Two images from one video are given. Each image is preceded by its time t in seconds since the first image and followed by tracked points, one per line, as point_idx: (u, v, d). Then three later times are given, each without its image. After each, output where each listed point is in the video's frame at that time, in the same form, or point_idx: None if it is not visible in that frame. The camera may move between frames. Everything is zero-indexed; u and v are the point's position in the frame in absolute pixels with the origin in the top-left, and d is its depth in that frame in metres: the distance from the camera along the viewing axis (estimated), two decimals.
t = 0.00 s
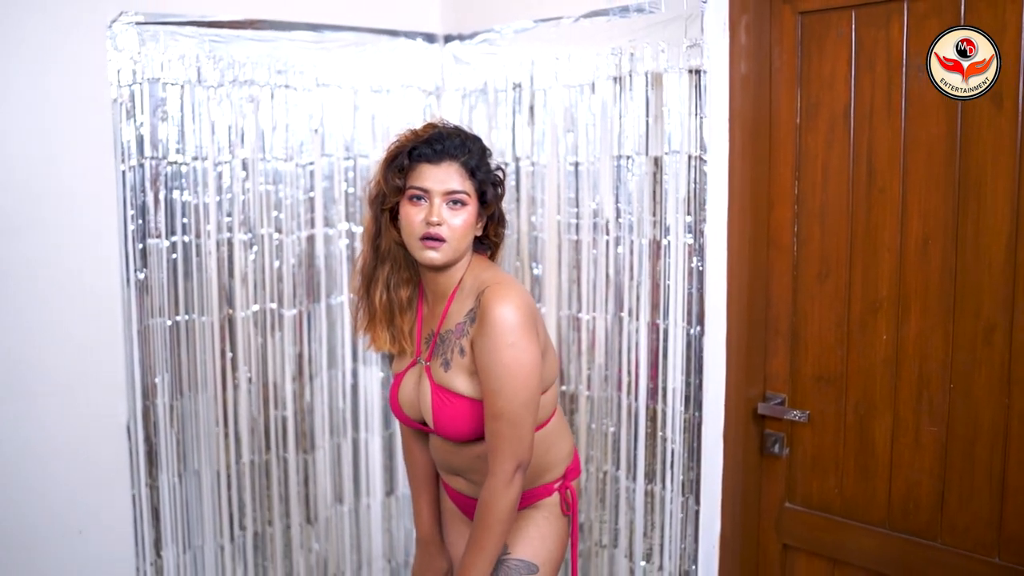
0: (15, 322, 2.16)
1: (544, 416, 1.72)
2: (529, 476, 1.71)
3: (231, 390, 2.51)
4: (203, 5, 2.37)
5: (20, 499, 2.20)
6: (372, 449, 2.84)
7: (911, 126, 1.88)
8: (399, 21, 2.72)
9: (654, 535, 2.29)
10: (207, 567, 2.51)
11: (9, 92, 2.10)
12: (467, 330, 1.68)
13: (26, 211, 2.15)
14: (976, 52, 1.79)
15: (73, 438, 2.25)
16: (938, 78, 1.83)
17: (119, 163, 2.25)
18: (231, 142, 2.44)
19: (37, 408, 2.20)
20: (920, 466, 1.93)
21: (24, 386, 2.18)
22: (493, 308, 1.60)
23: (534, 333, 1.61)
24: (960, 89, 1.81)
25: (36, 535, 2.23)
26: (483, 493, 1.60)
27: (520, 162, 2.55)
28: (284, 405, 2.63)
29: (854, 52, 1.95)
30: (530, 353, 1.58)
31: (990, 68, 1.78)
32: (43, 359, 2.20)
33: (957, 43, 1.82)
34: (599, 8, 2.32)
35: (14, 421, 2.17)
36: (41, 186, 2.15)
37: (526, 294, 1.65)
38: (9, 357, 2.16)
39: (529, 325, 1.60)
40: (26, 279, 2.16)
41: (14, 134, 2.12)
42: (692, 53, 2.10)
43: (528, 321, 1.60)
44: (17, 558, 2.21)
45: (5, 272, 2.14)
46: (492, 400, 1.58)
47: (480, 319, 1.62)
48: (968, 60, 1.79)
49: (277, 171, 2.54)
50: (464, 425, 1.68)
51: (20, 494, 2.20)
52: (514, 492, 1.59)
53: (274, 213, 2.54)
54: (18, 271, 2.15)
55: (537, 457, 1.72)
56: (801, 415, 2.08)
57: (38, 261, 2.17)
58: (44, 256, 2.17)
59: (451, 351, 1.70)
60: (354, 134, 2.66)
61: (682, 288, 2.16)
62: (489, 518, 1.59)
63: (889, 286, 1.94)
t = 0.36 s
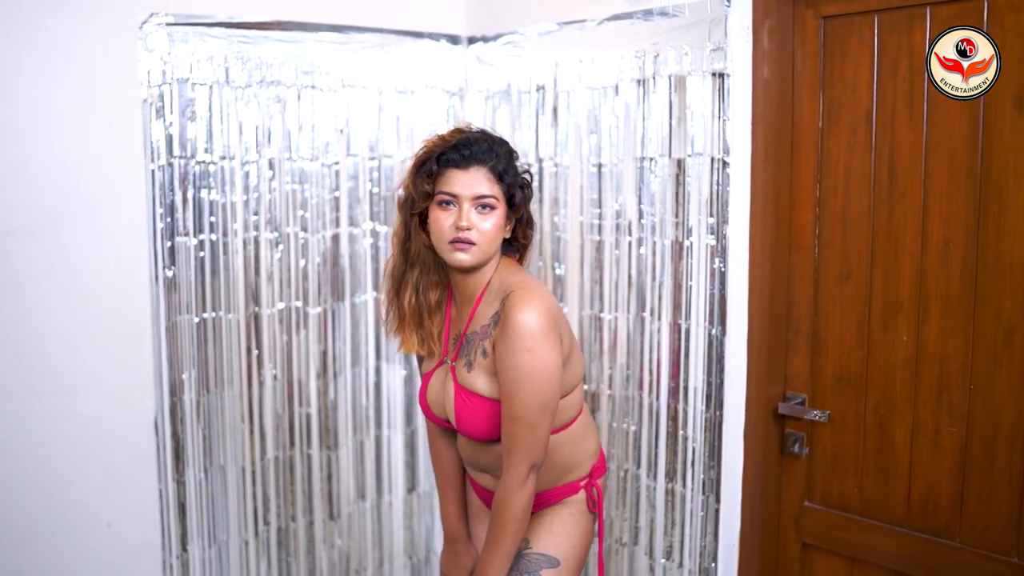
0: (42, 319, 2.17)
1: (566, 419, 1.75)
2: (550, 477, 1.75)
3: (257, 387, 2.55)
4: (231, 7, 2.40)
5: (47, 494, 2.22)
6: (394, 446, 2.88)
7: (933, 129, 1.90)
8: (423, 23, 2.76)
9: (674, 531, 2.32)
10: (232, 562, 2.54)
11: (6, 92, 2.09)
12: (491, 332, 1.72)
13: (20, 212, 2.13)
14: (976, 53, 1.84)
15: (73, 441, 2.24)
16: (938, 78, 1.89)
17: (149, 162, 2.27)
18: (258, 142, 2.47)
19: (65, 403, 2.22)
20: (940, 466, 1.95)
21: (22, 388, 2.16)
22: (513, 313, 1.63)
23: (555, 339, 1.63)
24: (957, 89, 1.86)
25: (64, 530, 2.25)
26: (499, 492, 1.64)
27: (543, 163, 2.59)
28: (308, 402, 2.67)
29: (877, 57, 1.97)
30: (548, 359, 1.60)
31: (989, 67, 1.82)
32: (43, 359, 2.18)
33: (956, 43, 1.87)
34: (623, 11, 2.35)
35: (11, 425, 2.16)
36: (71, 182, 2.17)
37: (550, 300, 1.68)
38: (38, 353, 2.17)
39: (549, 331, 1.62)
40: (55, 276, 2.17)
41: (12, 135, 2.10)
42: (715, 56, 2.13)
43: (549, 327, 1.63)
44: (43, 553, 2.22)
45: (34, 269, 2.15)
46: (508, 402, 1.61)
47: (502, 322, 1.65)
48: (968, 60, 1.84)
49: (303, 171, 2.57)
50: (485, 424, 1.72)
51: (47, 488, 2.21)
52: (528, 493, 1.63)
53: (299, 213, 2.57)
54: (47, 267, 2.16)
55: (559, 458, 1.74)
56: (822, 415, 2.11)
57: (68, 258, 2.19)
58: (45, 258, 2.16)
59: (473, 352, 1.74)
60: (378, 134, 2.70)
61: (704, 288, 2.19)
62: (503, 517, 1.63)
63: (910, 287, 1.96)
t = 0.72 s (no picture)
0: (71, 313, 2.21)
1: (588, 418, 1.77)
2: (572, 474, 1.77)
3: (281, 381, 2.58)
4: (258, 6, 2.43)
5: (75, 485, 2.26)
6: (416, 441, 2.91)
7: (955, 129, 1.91)
8: (447, 22, 2.79)
9: (693, 526, 2.34)
10: (255, 554, 2.57)
11: (6, 94, 2.09)
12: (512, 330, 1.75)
13: (19, 212, 2.13)
14: (976, 53, 1.88)
15: (74, 440, 2.25)
16: (938, 78, 1.93)
17: (177, 160, 2.31)
18: (284, 139, 2.51)
19: (93, 395, 2.26)
20: (960, 462, 1.97)
21: (21, 387, 2.18)
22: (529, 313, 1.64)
23: (572, 339, 1.64)
24: (959, 88, 1.90)
25: (91, 521, 2.29)
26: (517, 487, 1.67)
27: (565, 162, 2.62)
28: (332, 397, 2.70)
29: (899, 57, 1.99)
30: (564, 359, 1.62)
31: (989, 68, 1.87)
32: (44, 357, 2.19)
33: (957, 42, 1.91)
34: (645, 11, 2.37)
35: (11, 425, 2.17)
36: (101, 179, 2.21)
37: (569, 299, 1.69)
38: (66, 347, 2.21)
39: (566, 331, 1.63)
40: (83, 272, 2.21)
41: (14, 136, 2.11)
42: (738, 56, 2.15)
43: (566, 327, 1.64)
44: (70, 543, 2.27)
45: (63, 265, 2.19)
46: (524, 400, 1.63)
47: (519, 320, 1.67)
48: (968, 60, 1.89)
49: (328, 169, 2.61)
50: (506, 419, 1.75)
51: (76, 480, 2.26)
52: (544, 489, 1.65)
53: (324, 210, 2.61)
54: (76, 263, 2.20)
55: (579, 454, 1.77)
56: (842, 411, 2.13)
57: (97, 254, 2.23)
58: (51, 259, 2.18)
59: (495, 348, 1.77)
60: (402, 133, 2.73)
61: (725, 286, 2.21)
62: (519, 513, 1.66)
63: (931, 285, 1.97)
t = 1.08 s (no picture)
0: (79, 314, 2.20)
1: (607, 408, 1.80)
2: (590, 465, 1.80)
3: (301, 375, 2.61)
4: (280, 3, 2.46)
5: (100, 477, 2.27)
6: (433, 435, 2.95)
7: (971, 124, 1.93)
8: (465, 20, 2.82)
9: (709, 519, 2.36)
10: (275, 546, 2.60)
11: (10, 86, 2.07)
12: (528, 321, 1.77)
13: (25, 212, 2.11)
14: (976, 53, 1.92)
15: (78, 439, 2.23)
16: (938, 77, 1.97)
17: (199, 155, 2.34)
18: (304, 136, 2.54)
19: (118, 388, 2.27)
20: (975, 457, 1.98)
21: (23, 383, 2.15)
22: (543, 303, 1.67)
23: (586, 329, 1.66)
24: (960, 88, 1.94)
25: (116, 512, 2.30)
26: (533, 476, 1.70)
27: (583, 158, 2.66)
28: (351, 391, 2.73)
29: (915, 54, 2.01)
30: (577, 349, 1.64)
31: (989, 68, 1.90)
32: (50, 356, 2.17)
33: (956, 43, 1.95)
34: (664, 9, 2.39)
35: (20, 428, 2.15)
36: (126, 173, 2.24)
37: (584, 290, 1.71)
38: (92, 339, 2.23)
39: (580, 322, 1.66)
40: (109, 265, 2.23)
41: (24, 130, 2.10)
42: (755, 53, 2.17)
43: (580, 317, 1.66)
44: (95, 535, 2.28)
45: (90, 258, 2.20)
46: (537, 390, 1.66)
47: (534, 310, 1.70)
48: (968, 60, 1.92)
49: (347, 165, 2.64)
50: (523, 408, 1.78)
51: (101, 472, 2.27)
52: (560, 475, 1.68)
53: (344, 205, 2.64)
54: (88, 263, 2.20)
55: (595, 445, 1.79)
56: (857, 406, 2.14)
57: (124, 248, 2.25)
58: (59, 260, 2.16)
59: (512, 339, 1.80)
60: (421, 130, 2.77)
61: (742, 281, 2.23)
62: (534, 500, 1.69)
63: (946, 281, 1.99)
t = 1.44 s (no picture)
0: (85, 311, 2.22)
1: (611, 400, 1.81)
2: (593, 457, 1.81)
3: (309, 370, 2.63)
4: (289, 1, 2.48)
5: (111, 470, 2.30)
6: (440, 430, 2.97)
7: (974, 120, 1.94)
8: (472, 18, 2.85)
9: (713, 513, 2.38)
10: (283, 539, 2.62)
11: (17, 85, 2.09)
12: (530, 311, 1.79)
13: (31, 210, 2.13)
14: (976, 53, 1.93)
15: (81, 436, 2.25)
16: (938, 78, 1.99)
17: (209, 151, 2.36)
18: (312, 133, 2.56)
19: (128, 381, 2.30)
20: (978, 451, 1.99)
21: (22, 383, 2.16)
22: (543, 292, 1.69)
23: (585, 317, 1.68)
24: (960, 88, 1.96)
25: (126, 505, 2.33)
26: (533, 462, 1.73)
27: (589, 155, 2.67)
28: (358, 386, 2.75)
29: (919, 50, 2.02)
30: (576, 337, 1.66)
31: (990, 68, 1.92)
32: (54, 354, 2.20)
33: (957, 43, 1.96)
34: (669, 6, 2.41)
35: (25, 424, 2.17)
36: (137, 169, 2.26)
37: (585, 280, 1.73)
38: (103, 333, 2.26)
39: (580, 310, 1.68)
40: (120, 260, 2.26)
41: (25, 128, 2.11)
42: (760, 50, 2.17)
43: (579, 306, 1.68)
44: (106, 527, 2.31)
45: (100, 253, 2.23)
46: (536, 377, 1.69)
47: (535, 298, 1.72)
48: (968, 60, 1.94)
49: (355, 161, 2.66)
50: (526, 395, 1.80)
51: (112, 465, 2.30)
52: (560, 462, 1.70)
53: (352, 201, 2.66)
54: (93, 260, 2.22)
55: (597, 436, 1.80)
56: (861, 400, 2.16)
57: (134, 243, 2.27)
58: (64, 258, 2.18)
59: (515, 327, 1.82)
60: (428, 127, 2.79)
61: (747, 276, 2.24)
62: (534, 486, 1.71)
63: (950, 277, 2.00)
